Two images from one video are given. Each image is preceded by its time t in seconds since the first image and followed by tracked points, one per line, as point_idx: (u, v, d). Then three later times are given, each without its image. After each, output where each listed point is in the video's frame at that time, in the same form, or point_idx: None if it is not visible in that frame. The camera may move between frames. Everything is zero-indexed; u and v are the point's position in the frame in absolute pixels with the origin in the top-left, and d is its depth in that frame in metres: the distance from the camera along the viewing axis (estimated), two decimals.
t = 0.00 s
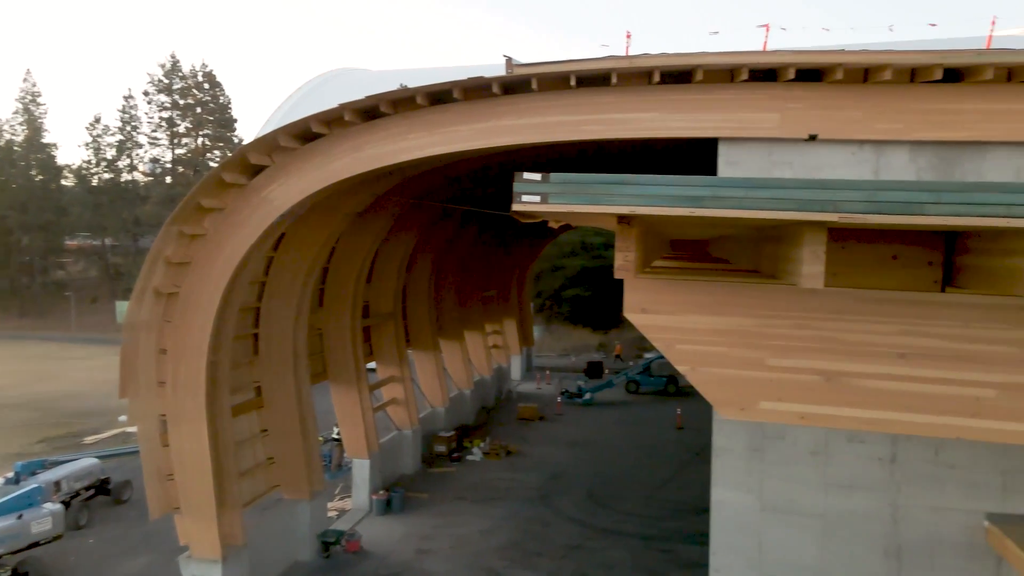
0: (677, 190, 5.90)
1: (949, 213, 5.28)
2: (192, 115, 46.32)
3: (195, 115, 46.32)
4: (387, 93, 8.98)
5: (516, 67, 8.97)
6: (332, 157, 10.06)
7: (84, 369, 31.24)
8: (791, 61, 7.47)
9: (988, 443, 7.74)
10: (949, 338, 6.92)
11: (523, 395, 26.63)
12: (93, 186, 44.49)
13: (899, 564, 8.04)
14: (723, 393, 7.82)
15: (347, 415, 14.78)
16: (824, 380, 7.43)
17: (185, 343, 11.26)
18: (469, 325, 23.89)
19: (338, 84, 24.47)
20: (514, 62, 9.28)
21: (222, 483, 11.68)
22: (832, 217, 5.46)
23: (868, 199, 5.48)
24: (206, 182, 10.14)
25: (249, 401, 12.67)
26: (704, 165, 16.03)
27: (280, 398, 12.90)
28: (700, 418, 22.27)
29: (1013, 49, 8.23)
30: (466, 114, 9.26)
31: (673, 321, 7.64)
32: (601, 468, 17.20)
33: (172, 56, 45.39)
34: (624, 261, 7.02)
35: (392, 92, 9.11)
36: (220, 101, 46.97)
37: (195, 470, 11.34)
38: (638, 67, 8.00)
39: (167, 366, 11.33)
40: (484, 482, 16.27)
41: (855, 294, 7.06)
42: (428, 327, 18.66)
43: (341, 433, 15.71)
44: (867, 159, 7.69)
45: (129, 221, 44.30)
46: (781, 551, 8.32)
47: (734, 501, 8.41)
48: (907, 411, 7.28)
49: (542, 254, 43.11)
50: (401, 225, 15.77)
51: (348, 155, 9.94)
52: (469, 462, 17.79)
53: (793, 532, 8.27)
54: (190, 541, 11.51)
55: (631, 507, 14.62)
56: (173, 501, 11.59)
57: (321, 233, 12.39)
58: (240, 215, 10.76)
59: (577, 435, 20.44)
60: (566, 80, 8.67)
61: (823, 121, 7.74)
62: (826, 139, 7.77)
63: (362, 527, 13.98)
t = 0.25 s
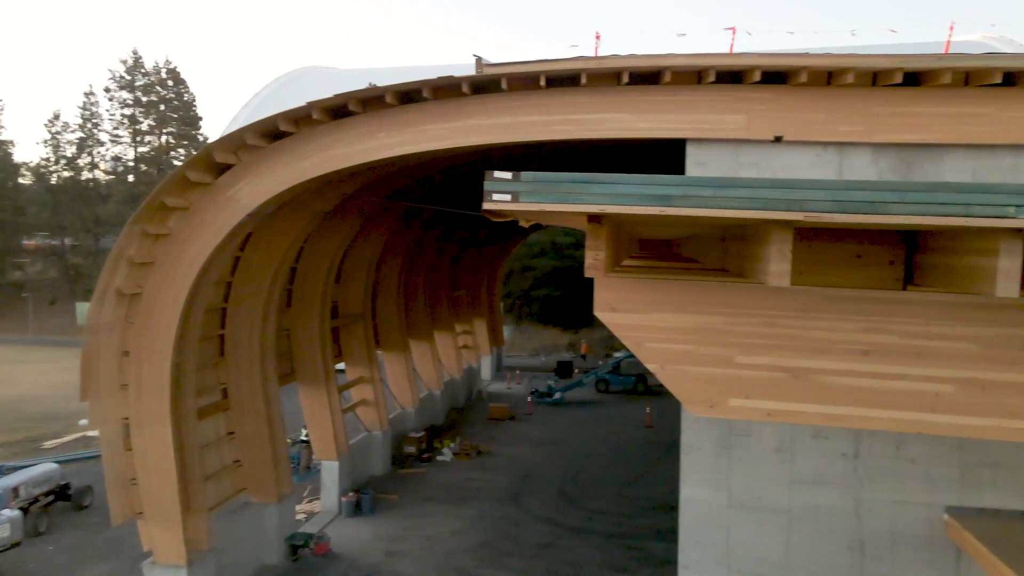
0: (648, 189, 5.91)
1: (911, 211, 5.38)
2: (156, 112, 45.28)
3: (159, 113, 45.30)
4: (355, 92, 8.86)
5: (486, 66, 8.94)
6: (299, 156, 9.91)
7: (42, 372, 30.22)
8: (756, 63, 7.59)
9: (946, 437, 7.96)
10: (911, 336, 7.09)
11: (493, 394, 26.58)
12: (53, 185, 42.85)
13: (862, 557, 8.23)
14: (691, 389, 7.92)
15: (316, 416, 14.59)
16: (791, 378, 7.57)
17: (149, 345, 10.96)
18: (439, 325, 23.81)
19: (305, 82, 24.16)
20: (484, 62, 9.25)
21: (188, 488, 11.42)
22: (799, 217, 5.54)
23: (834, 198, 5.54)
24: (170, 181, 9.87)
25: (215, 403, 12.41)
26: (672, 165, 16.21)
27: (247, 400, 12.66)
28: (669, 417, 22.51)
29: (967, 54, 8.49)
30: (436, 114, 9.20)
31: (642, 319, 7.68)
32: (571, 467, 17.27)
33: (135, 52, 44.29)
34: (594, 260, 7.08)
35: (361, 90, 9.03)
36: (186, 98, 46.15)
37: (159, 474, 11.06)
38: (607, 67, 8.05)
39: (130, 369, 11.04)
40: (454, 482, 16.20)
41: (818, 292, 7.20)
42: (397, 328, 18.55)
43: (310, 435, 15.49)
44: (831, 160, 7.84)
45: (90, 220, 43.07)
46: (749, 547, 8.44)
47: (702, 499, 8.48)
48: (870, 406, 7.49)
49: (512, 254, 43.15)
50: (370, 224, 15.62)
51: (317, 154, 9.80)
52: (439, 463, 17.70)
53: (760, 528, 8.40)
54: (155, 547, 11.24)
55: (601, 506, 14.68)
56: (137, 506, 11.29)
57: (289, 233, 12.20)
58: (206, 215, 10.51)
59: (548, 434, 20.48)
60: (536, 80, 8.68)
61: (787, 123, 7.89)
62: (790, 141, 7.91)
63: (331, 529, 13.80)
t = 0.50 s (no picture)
0: (618, 189, 5.92)
1: (872, 211, 5.48)
2: (118, 109, 44.18)
3: (121, 110, 44.22)
4: (323, 90, 8.75)
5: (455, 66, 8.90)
6: (266, 154, 9.72)
7: None
8: (723, 65, 7.71)
9: (907, 432, 8.16)
10: (873, 333, 7.26)
11: (463, 395, 26.49)
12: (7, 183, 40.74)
13: (827, 551, 8.38)
14: (660, 386, 8.04)
15: (284, 418, 14.36)
16: (756, 373, 7.79)
17: (110, 346, 10.65)
18: (408, 325, 23.66)
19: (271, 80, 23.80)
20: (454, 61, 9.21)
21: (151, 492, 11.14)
22: (766, 216, 5.62)
23: (800, 197, 5.62)
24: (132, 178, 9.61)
25: (180, 405, 12.13)
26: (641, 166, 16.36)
27: (212, 402, 12.40)
28: (638, 415, 22.70)
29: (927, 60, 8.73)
30: (406, 112, 9.12)
31: (611, 317, 7.82)
32: (541, 466, 17.29)
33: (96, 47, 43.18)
34: (564, 259, 7.09)
35: (329, 89, 8.90)
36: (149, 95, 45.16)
37: (121, 478, 10.77)
38: (576, 67, 8.09)
39: (90, 371, 10.72)
40: (424, 483, 16.10)
41: (784, 291, 7.35)
42: (367, 328, 18.39)
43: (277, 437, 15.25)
44: (796, 161, 7.98)
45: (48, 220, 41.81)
46: (717, 543, 8.55)
47: (671, 496, 8.55)
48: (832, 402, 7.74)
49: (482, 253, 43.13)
50: (338, 223, 15.44)
51: (284, 152, 9.64)
52: (409, 463, 17.58)
53: (727, 524, 8.52)
54: (117, 553, 10.95)
55: (571, 505, 14.73)
56: (97, 512, 10.98)
57: (255, 232, 11.99)
58: (170, 213, 10.25)
59: (518, 434, 20.49)
60: (506, 80, 8.67)
61: (753, 125, 8.02)
62: (756, 142, 8.04)
63: (299, 532, 13.59)
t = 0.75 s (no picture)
0: (587, 190, 5.93)
1: (837, 213, 5.53)
2: (77, 106, 42.92)
3: (80, 107, 42.95)
4: (290, 88, 8.62)
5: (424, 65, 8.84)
6: (231, 154, 9.53)
7: None
8: (690, 67, 7.80)
9: (869, 429, 8.35)
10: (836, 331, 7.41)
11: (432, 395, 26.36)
12: None
13: (792, 545, 8.55)
14: (635, 389, 7.66)
15: (251, 420, 14.12)
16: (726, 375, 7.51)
17: (70, 349, 10.33)
18: (378, 326, 23.47)
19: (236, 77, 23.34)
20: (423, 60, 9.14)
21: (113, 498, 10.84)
22: (733, 217, 5.67)
23: (766, 198, 5.68)
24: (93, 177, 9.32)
25: (143, 408, 11.83)
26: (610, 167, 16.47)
27: (177, 405, 12.11)
28: (608, 414, 22.86)
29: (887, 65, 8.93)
30: (375, 112, 9.02)
31: (584, 319, 7.51)
32: (512, 466, 17.29)
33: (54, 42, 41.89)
34: (534, 259, 7.08)
35: (297, 87, 8.76)
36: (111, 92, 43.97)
37: (82, 484, 10.45)
38: (546, 68, 8.11)
39: (49, 375, 10.39)
40: (394, 484, 15.97)
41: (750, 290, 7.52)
42: (335, 329, 18.19)
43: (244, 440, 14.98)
44: (761, 163, 8.11)
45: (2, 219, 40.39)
46: (685, 539, 8.67)
47: (640, 494, 8.66)
48: (809, 402, 7.39)
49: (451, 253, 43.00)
50: (307, 222, 15.21)
51: (250, 151, 9.46)
52: (378, 465, 17.43)
53: (696, 521, 8.63)
54: (77, 561, 10.64)
55: (542, 504, 14.75)
56: (57, 519, 10.65)
57: (221, 231, 11.75)
58: (132, 213, 9.96)
59: (488, 434, 20.45)
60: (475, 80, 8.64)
61: (720, 127, 8.12)
62: (722, 144, 8.15)
63: (266, 536, 13.35)
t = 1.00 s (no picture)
0: (556, 193, 5.90)
1: (807, 215, 5.51)
2: (34, 102, 41.56)
3: (37, 103, 41.61)
4: (256, 86, 8.47)
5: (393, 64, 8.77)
6: (196, 152, 9.32)
7: None
8: (658, 68, 7.88)
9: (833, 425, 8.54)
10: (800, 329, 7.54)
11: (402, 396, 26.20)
12: None
13: (759, 541, 8.68)
14: (602, 390, 7.23)
15: (217, 423, 13.84)
16: (695, 375, 7.13)
17: (28, 351, 10.02)
18: (346, 326, 23.22)
19: (200, 75, 22.87)
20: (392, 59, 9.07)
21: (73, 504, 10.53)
22: (702, 219, 5.64)
23: (736, 202, 5.63)
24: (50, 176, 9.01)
25: (104, 412, 11.53)
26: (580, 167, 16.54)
27: (140, 408, 11.82)
28: (578, 414, 22.98)
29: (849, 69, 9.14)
30: (343, 111, 8.92)
31: (550, 317, 7.17)
32: (483, 467, 17.25)
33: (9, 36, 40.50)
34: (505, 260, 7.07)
35: (263, 85, 8.62)
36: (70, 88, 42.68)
37: (41, 490, 10.14)
38: (515, 69, 8.11)
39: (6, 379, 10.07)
40: (363, 486, 15.81)
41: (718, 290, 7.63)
42: (303, 329, 17.95)
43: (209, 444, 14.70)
44: (728, 164, 8.22)
45: None
46: (654, 537, 8.77)
47: (610, 493, 8.75)
48: (782, 402, 7.03)
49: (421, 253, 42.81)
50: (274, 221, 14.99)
51: (215, 150, 9.27)
52: (346, 467, 17.24)
53: (665, 518, 8.73)
54: (36, 569, 10.32)
55: (513, 504, 14.75)
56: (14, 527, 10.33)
57: (185, 230, 11.49)
58: (92, 213, 9.67)
59: (458, 434, 20.39)
60: (444, 80, 8.61)
61: (687, 128, 8.21)
62: (690, 144, 8.24)
63: (232, 541, 13.08)
